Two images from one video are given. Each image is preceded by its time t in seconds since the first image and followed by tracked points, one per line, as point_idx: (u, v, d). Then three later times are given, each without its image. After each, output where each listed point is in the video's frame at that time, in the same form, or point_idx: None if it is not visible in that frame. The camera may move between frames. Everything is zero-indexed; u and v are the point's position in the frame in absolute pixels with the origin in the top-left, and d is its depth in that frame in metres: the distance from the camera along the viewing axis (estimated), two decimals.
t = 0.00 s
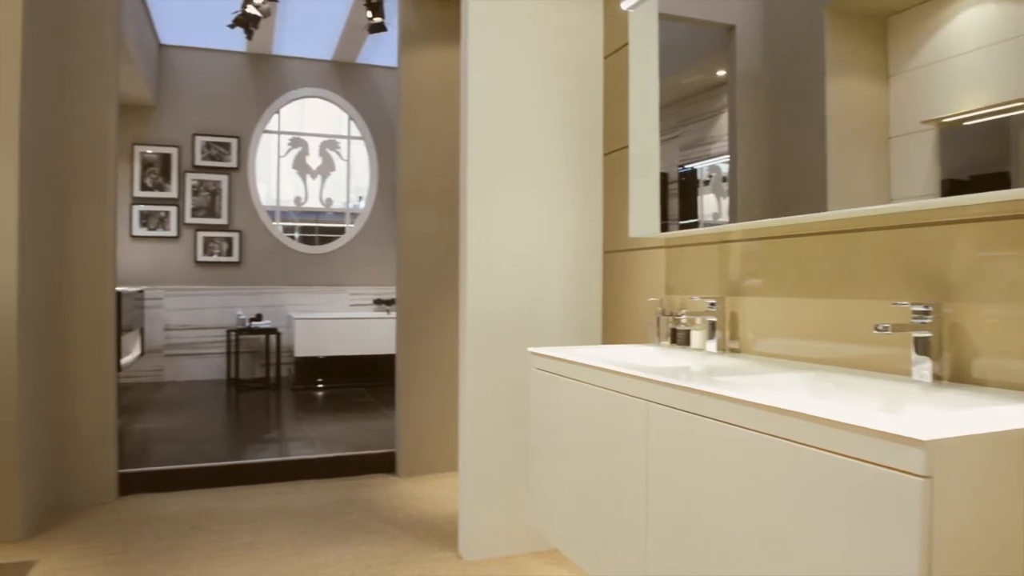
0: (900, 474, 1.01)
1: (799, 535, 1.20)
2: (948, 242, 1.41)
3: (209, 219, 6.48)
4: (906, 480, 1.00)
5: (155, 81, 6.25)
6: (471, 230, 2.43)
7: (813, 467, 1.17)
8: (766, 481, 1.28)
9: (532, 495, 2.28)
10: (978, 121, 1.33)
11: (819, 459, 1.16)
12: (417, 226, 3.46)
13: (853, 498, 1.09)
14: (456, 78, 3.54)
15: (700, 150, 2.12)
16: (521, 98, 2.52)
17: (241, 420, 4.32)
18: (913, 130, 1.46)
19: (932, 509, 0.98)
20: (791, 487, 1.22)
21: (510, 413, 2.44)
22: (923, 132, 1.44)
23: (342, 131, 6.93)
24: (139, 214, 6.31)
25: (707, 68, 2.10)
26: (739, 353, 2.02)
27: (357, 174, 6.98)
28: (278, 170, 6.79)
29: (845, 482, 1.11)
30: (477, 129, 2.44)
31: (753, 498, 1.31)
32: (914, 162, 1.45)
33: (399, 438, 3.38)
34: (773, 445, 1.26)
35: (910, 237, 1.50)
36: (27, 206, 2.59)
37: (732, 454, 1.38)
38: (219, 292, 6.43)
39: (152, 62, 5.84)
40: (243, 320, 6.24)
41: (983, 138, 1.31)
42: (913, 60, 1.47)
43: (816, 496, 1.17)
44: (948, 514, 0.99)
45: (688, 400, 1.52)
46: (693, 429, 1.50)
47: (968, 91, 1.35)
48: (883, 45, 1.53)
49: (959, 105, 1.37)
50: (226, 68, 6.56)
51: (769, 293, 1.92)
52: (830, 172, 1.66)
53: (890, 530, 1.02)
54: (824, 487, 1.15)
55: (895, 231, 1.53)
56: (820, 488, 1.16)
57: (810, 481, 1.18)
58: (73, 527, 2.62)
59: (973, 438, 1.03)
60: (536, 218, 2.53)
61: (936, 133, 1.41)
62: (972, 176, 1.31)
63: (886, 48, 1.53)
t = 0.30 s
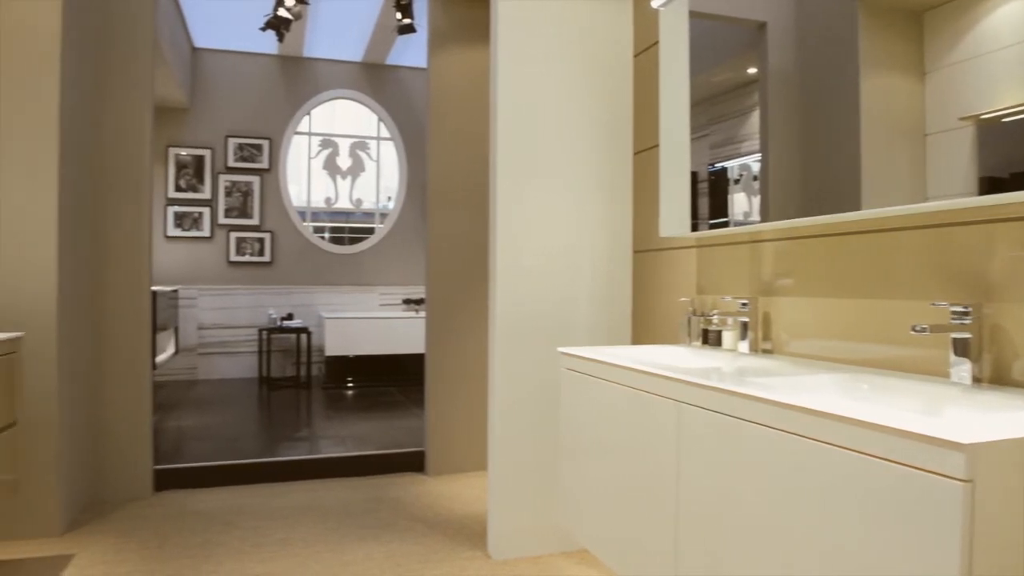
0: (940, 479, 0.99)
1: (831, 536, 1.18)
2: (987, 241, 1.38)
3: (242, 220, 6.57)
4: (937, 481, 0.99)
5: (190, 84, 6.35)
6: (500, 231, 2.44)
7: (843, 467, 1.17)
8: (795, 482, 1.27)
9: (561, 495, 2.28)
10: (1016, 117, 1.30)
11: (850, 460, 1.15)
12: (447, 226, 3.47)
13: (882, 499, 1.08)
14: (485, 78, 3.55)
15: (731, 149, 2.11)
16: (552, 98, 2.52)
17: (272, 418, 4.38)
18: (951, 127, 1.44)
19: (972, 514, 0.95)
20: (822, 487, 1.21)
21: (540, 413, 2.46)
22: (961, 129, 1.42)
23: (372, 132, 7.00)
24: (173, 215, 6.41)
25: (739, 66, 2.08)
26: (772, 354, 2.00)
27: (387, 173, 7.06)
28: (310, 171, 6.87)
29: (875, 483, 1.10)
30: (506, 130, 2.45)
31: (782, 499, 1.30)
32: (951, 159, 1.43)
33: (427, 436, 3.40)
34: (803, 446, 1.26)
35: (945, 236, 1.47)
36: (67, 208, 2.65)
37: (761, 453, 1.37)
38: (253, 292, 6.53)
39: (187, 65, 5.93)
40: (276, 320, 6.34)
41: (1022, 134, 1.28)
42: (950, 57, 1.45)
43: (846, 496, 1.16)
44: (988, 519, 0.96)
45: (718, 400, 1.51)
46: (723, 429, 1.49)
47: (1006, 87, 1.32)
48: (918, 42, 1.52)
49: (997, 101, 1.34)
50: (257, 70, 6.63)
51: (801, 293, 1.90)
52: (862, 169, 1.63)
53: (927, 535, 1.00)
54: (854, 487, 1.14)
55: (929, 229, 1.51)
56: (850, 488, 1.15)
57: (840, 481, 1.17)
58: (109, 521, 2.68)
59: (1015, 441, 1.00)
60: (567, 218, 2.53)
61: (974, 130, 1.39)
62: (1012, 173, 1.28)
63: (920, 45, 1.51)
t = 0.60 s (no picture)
0: (981, 483, 0.96)
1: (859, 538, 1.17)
2: None
3: (275, 221, 6.66)
4: (967, 481, 0.98)
5: (224, 86, 6.45)
6: (531, 232, 2.45)
7: (871, 467, 1.15)
8: (829, 484, 1.25)
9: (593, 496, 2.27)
10: None
11: (884, 463, 1.13)
12: (476, 226, 3.49)
13: (909, 500, 1.07)
14: (515, 78, 3.55)
15: (763, 147, 2.09)
16: (583, 98, 2.52)
17: (304, 416, 4.44)
18: (991, 123, 1.41)
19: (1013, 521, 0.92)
20: (850, 488, 1.20)
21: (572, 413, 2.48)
22: (1001, 125, 1.39)
23: (402, 133, 7.04)
24: (207, 216, 6.53)
25: (770, 63, 2.06)
26: (807, 355, 1.97)
27: (416, 174, 7.09)
28: (340, 171, 6.93)
29: (905, 484, 1.08)
30: (536, 131, 2.46)
31: (814, 500, 1.28)
32: (991, 156, 1.40)
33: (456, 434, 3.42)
34: (833, 445, 1.24)
35: (986, 236, 1.44)
36: (105, 209, 2.71)
37: (790, 453, 1.36)
38: (286, 291, 6.61)
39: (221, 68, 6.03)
40: (307, 319, 6.42)
41: None
42: (990, 52, 1.42)
43: (876, 498, 1.14)
44: None
45: (748, 400, 1.50)
46: (752, 429, 1.48)
47: None
48: (958, 38, 1.49)
49: None
50: (290, 73, 6.71)
51: (835, 293, 1.87)
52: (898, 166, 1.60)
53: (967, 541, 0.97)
54: (881, 487, 1.13)
55: (966, 228, 1.48)
56: (877, 488, 1.14)
57: (868, 482, 1.16)
58: (145, 517, 2.73)
59: None
60: (596, 219, 2.54)
61: (1016, 125, 1.36)
62: None
63: (960, 40, 1.49)
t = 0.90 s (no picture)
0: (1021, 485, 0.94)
1: (890, 539, 1.16)
2: None
3: (310, 221, 6.75)
4: (994, 480, 0.98)
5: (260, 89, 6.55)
6: (564, 234, 2.49)
7: (906, 468, 1.14)
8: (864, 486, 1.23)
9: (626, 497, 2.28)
10: None
11: (920, 464, 1.11)
12: (509, 225, 3.49)
13: (939, 501, 1.07)
14: (547, 77, 3.56)
15: (799, 145, 2.05)
16: (616, 98, 2.55)
17: (337, 414, 4.50)
18: None
19: None
20: (884, 489, 1.18)
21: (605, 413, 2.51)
22: None
23: (434, 134, 7.11)
24: (244, 216, 6.64)
25: (807, 59, 2.02)
26: (846, 356, 1.95)
27: (449, 175, 7.16)
28: (373, 172, 7.01)
29: (942, 485, 1.06)
30: (570, 134, 2.50)
31: (848, 501, 1.27)
32: None
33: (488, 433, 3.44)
34: (862, 445, 1.24)
35: None
36: (146, 211, 2.77)
37: (822, 454, 1.35)
38: (319, 291, 6.69)
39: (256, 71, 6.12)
40: (341, 318, 6.50)
41: None
42: None
43: (911, 499, 1.12)
44: None
45: (779, 399, 1.50)
46: (782, 428, 1.48)
47: None
48: (1001, 32, 1.46)
49: None
50: (323, 74, 6.79)
51: (872, 292, 1.85)
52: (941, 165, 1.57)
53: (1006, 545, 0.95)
54: (917, 489, 1.11)
55: (1007, 227, 1.46)
56: (911, 489, 1.12)
57: (903, 483, 1.14)
58: (184, 512, 2.79)
59: None
60: (629, 220, 2.56)
61: None
62: None
63: (1005, 35, 1.45)
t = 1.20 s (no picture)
0: None
1: (923, 541, 1.14)
2: None
3: (342, 222, 6.83)
4: None
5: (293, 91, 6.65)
6: (596, 234, 2.50)
7: (945, 471, 1.11)
8: (900, 488, 1.20)
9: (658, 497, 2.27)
10: None
11: (961, 467, 1.08)
12: (541, 225, 3.49)
13: (979, 506, 1.04)
14: (579, 76, 3.55)
15: (835, 143, 2.02)
16: (649, 97, 2.54)
17: (370, 413, 4.55)
18: None
19: None
20: (921, 492, 1.15)
21: (637, 415, 2.51)
22: None
23: (465, 134, 7.14)
24: (279, 217, 6.74)
25: (845, 55, 1.98)
26: (885, 357, 1.90)
27: (480, 175, 7.18)
28: (405, 172, 7.08)
29: (983, 489, 1.04)
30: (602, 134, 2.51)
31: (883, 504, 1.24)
32: None
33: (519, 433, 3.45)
34: (892, 445, 1.23)
35: None
36: (184, 211, 2.83)
37: (854, 454, 1.33)
38: (352, 290, 6.78)
39: (289, 73, 6.21)
40: (374, 317, 6.58)
41: None
42: None
43: (950, 503, 1.09)
44: None
45: (812, 400, 1.48)
46: (814, 428, 1.46)
47: None
48: None
49: None
50: (355, 76, 6.86)
51: (911, 293, 1.80)
52: (983, 161, 1.52)
53: None
54: (956, 492, 1.08)
55: None
56: (950, 492, 1.10)
57: (941, 486, 1.12)
58: (221, 507, 2.85)
59: None
60: (661, 219, 2.55)
61: None
62: None
63: None
